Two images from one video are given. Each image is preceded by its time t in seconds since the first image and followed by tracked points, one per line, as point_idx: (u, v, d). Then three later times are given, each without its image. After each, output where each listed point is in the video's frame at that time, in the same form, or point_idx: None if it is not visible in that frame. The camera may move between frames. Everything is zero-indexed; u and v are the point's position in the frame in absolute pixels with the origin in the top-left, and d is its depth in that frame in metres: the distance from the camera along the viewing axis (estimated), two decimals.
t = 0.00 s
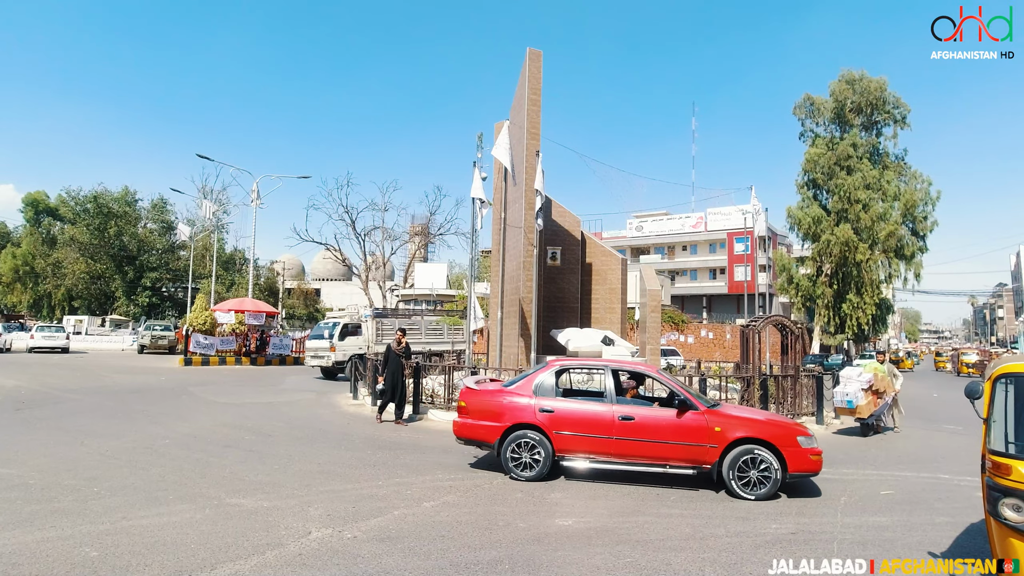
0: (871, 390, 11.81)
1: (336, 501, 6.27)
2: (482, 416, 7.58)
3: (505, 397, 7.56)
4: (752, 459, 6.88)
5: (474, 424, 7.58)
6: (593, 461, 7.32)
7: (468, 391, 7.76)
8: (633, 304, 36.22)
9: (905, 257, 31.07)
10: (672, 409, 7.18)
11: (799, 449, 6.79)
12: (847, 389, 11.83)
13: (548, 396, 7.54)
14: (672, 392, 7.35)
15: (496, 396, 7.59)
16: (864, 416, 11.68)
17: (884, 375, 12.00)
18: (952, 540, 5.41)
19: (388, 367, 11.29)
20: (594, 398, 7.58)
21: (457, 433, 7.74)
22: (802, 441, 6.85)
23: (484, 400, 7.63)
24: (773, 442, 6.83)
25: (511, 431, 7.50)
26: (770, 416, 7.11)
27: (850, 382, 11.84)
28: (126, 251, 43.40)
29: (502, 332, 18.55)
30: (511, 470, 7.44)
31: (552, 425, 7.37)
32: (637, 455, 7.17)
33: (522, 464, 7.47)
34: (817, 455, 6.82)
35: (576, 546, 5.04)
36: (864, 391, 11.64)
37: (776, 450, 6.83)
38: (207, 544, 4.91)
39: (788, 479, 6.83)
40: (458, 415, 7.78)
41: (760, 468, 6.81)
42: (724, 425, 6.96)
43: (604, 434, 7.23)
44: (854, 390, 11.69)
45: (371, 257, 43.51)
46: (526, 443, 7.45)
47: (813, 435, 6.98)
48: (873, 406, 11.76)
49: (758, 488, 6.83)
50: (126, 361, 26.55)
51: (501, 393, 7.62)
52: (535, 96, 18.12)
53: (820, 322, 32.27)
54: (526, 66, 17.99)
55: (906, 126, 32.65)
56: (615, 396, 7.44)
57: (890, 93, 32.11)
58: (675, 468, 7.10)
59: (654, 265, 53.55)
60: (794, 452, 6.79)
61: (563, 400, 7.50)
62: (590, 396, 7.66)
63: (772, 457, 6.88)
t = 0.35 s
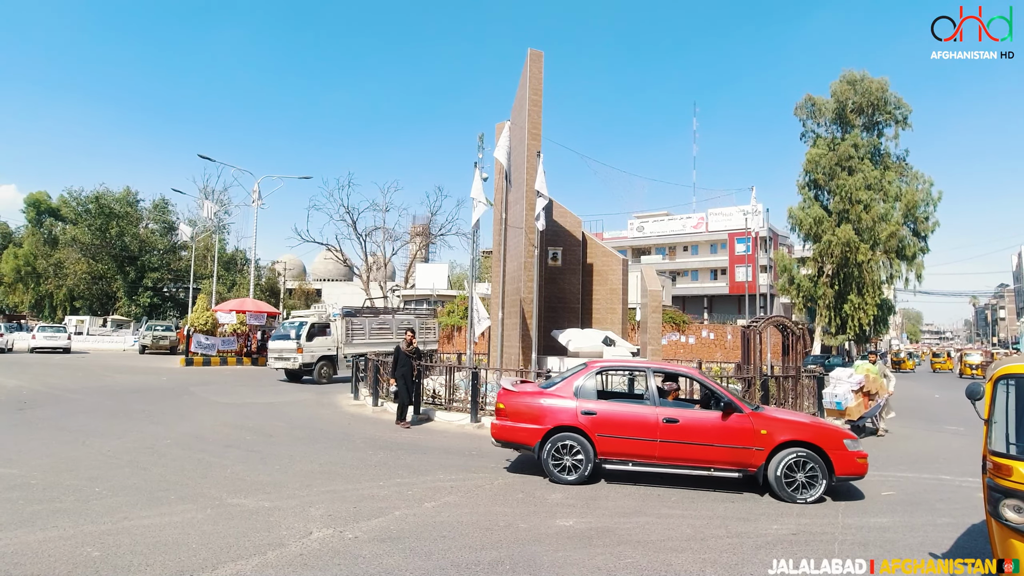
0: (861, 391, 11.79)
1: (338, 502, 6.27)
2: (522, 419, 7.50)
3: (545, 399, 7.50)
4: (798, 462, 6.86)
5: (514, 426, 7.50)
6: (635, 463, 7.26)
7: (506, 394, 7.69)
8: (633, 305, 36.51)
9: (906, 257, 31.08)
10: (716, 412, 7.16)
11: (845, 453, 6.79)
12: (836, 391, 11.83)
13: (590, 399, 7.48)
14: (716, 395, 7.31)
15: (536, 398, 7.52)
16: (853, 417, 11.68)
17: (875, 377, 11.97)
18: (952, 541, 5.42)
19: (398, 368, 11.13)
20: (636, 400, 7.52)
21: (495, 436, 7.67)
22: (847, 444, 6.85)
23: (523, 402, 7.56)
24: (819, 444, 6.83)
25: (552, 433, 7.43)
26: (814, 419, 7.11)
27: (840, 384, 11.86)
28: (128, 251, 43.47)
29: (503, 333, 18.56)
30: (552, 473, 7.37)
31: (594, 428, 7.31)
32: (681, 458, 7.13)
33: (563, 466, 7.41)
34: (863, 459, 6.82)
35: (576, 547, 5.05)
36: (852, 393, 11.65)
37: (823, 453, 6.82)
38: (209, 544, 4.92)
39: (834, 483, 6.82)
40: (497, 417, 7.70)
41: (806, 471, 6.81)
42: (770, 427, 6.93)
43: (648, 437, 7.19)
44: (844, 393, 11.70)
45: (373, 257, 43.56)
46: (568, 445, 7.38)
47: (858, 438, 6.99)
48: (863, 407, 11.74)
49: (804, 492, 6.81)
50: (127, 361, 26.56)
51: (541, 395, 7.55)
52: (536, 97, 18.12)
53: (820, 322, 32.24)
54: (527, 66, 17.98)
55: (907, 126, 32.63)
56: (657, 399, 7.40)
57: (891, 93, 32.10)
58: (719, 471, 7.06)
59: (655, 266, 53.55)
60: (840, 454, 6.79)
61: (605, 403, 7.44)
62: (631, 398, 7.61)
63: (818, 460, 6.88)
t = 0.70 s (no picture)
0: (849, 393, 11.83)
1: (338, 502, 6.28)
2: (559, 422, 7.34)
3: (582, 402, 7.35)
4: (841, 465, 6.85)
5: (552, 430, 7.34)
6: (675, 467, 7.16)
7: (542, 397, 7.52)
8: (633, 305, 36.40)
9: (905, 258, 31.10)
10: (757, 414, 7.09)
11: (886, 455, 6.81)
12: (825, 392, 11.85)
13: (628, 401, 7.35)
14: (756, 397, 7.26)
15: (574, 401, 7.36)
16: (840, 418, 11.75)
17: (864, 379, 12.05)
18: (952, 542, 5.43)
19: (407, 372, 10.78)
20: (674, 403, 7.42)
21: (531, 439, 7.50)
22: (888, 447, 6.88)
23: (559, 405, 7.40)
24: (861, 447, 6.83)
25: (590, 436, 7.28)
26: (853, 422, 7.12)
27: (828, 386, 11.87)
28: (127, 252, 43.47)
29: (503, 334, 18.56)
30: (591, 477, 7.21)
31: (634, 431, 7.16)
32: (723, 461, 7.05)
33: (602, 470, 7.25)
34: (903, 461, 6.84)
35: (576, 547, 5.05)
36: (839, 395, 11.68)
37: (865, 456, 6.83)
38: (209, 545, 4.93)
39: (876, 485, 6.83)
40: (533, 421, 7.52)
41: (849, 474, 6.80)
42: (813, 430, 6.90)
43: (689, 440, 7.07)
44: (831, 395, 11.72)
45: (372, 258, 43.56)
46: (607, 448, 7.23)
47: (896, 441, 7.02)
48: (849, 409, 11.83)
49: (847, 495, 6.80)
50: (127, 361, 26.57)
51: (578, 397, 7.39)
52: (536, 98, 18.12)
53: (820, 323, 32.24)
54: (527, 67, 17.99)
55: (906, 127, 32.66)
56: (697, 401, 7.30)
57: (891, 94, 32.13)
58: (762, 474, 7.01)
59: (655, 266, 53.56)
60: (882, 457, 6.82)
61: (644, 405, 7.32)
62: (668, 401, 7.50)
63: (860, 463, 6.88)
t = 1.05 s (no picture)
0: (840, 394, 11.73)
1: (338, 503, 6.29)
2: (601, 425, 7.25)
3: (624, 404, 7.25)
4: (886, 466, 6.86)
5: (593, 433, 7.24)
6: (719, 469, 7.10)
7: (583, 399, 7.41)
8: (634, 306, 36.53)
9: (906, 259, 31.08)
10: (801, 416, 7.07)
11: (930, 456, 6.83)
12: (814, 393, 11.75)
13: (670, 403, 7.28)
14: (799, 399, 7.23)
15: (616, 403, 7.26)
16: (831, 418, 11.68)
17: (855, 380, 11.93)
18: (953, 543, 5.42)
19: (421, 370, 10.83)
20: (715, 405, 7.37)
21: (571, 442, 7.39)
22: (931, 448, 6.90)
23: (601, 407, 7.29)
24: (905, 448, 6.85)
25: (632, 439, 7.21)
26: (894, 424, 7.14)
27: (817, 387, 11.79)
28: (128, 252, 43.51)
29: (503, 335, 18.56)
30: (634, 480, 7.12)
31: (678, 433, 7.09)
32: (768, 462, 7.00)
33: (645, 473, 7.17)
34: (946, 461, 6.87)
35: (576, 548, 5.05)
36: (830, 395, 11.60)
37: (908, 457, 6.85)
38: (210, 545, 4.93)
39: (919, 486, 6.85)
40: (573, 423, 7.41)
41: (894, 475, 6.82)
42: (858, 432, 6.89)
43: (734, 442, 7.02)
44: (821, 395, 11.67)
45: (374, 258, 43.61)
46: (650, 451, 7.16)
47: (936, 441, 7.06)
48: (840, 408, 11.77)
49: (891, 496, 6.81)
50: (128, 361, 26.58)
51: (620, 399, 7.30)
52: (537, 99, 18.13)
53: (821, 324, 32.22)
54: (528, 68, 18.00)
55: (907, 128, 32.62)
56: (739, 403, 7.26)
57: (892, 95, 32.10)
58: (805, 476, 6.98)
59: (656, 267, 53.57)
60: (925, 458, 6.85)
61: (687, 407, 7.25)
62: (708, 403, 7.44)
63: (902, 463, 6.89)
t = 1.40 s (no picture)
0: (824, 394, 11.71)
1: (334, 502, 6.27)
2: (639, 425, 7.18)
3: (661, 404, 7.20)
4: (920, 465, 6.95)
5: (631, 434, 7.17)
6: (756, 469, 7.11)
7: (618, 400, 7.32)
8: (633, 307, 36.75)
9: (902, 259, 31.14)
10: (837, 415, 7.11)
11: (961, 455, 6.94)
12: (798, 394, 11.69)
13: (707, 404, 7.25)
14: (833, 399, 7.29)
15: (653, 404, 7.19)
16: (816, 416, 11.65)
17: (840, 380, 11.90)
18: (949, 542, 5.43)
19: (430, 371, 10.72)
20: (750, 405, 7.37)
21: (607, 444, 7.31)
22: (962, 447, 7.02)
23: (637, 407, 7.22)
24: (938, 446, 6.96)
25: (670, 440, 7.17)
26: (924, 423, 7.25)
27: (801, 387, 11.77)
28: (124, 251, 43.34)
29: (500, 335, 18.55)
30: (672, 480, 7.08)
31: (716, 434, 7.07)
32: (805, 462, 7.03)
33: (683, 474, 7.13)
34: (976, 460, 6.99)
35: (572, 547, 5.06)
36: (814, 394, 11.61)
37: (940, 455, 6.95)
38: (205, 545, 4.91)
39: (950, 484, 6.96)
40: (609, 425, 7.32)
41: (927, 473, 6.92)
42: (892, 431, 6.97)
43: (771, 442, 7.03)
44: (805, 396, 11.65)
45: (371, 258, 43.59)
46: (688, 452, 7.12)
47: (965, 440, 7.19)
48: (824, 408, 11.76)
49: (925, 494, 6.91)
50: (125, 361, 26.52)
51: (657, 399, 7.23)
52: (534, 98, 18.13)
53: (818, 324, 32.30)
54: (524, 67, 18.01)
55: (904, 128, 32.66)
56: (775, 403, 7.27)
57: (889, 95, 32.14)
58: (841, 475, 7.03)
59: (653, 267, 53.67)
60: (958, 457, 6.96)
61: (724, 407, 7.24)
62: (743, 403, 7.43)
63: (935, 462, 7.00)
